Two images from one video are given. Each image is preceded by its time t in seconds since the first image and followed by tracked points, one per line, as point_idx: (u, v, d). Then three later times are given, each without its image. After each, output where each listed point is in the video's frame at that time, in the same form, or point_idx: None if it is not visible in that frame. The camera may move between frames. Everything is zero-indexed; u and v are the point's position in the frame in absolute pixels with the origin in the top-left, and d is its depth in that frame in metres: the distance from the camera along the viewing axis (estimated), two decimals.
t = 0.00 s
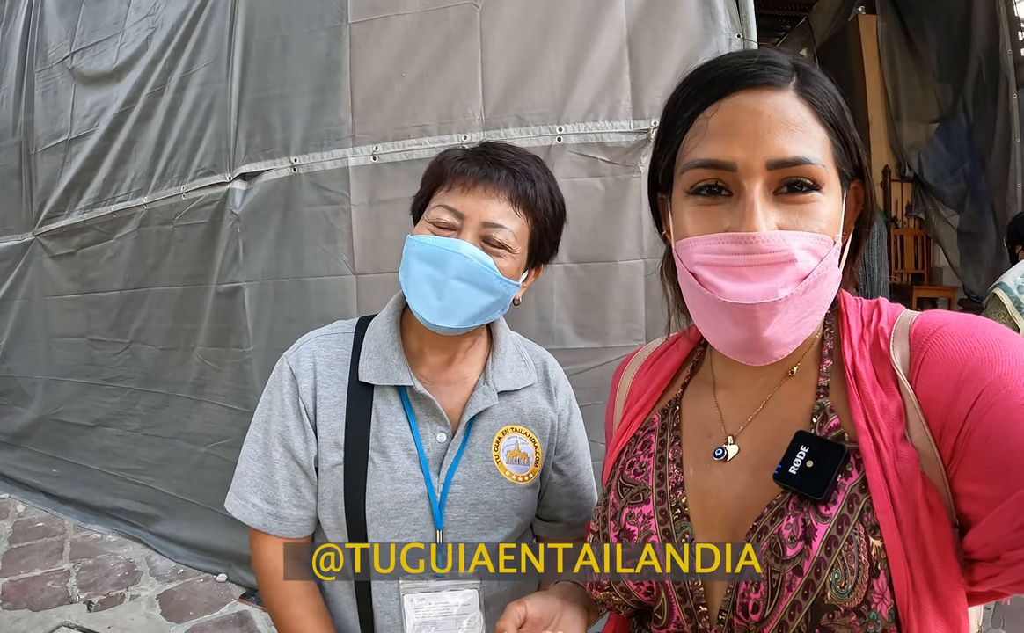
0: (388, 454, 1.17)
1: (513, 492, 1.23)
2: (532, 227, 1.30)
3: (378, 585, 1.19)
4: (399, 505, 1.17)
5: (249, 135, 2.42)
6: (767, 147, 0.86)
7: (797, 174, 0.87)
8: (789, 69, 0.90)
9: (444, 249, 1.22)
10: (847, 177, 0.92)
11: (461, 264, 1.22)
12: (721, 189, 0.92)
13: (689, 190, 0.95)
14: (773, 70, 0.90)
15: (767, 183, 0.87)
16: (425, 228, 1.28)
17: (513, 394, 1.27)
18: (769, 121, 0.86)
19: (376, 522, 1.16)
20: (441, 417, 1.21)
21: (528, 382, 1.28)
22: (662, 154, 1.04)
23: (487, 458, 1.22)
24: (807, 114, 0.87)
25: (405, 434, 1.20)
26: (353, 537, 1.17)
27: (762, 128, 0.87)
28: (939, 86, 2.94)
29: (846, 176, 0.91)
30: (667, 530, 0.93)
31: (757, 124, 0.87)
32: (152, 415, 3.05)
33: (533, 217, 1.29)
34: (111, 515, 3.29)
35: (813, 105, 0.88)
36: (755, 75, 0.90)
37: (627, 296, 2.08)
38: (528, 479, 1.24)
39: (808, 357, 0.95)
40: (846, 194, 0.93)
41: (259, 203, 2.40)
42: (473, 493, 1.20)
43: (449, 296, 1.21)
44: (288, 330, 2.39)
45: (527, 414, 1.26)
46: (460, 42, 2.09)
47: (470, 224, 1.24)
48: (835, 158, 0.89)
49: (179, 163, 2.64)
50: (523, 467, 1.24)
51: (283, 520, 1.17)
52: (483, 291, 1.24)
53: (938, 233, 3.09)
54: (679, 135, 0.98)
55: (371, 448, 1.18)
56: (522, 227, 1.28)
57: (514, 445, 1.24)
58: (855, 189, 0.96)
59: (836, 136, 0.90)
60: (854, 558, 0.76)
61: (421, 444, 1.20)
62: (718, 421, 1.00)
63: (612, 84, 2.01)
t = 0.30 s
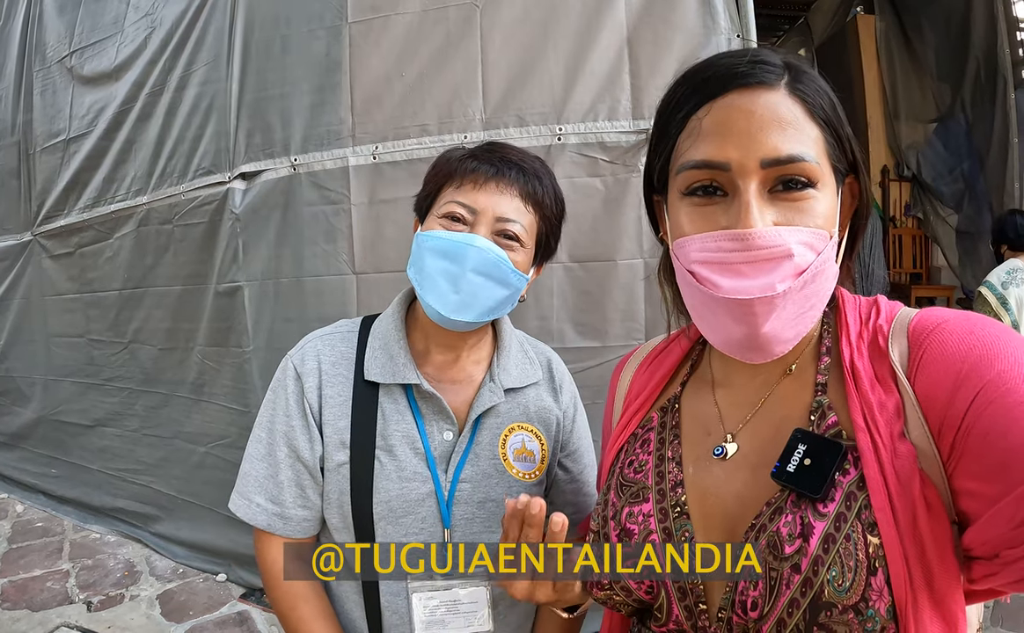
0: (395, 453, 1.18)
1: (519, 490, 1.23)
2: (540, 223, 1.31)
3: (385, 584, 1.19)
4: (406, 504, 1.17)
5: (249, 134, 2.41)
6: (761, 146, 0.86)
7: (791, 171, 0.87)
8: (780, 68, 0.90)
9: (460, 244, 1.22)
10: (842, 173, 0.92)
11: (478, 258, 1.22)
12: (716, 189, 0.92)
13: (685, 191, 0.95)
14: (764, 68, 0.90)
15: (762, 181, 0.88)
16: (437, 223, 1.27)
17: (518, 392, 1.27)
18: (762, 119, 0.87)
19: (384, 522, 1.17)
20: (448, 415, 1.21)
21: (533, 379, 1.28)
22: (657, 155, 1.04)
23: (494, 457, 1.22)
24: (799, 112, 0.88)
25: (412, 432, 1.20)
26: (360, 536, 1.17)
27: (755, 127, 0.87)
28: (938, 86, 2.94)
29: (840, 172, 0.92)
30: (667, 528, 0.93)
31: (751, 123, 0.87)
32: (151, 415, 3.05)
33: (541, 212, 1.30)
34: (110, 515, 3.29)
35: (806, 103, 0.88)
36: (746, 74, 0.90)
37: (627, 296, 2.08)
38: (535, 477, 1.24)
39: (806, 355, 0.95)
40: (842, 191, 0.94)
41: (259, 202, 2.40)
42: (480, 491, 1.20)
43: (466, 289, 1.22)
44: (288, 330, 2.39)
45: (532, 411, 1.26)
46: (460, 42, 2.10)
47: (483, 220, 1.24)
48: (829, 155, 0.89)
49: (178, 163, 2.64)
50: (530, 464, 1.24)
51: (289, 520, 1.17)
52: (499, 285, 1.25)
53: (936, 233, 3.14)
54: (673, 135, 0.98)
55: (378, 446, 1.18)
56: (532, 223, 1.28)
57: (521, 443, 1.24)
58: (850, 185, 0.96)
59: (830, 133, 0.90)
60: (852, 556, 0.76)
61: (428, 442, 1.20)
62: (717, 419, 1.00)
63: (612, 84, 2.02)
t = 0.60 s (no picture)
0: (395, 451, 1.18)
1: (520, 489, 1.23)
2: (540, 220, 1.32)
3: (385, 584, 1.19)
4: (406, 503, 1.17)
5: (247, 134, 2.41)
6: (764, 154, 0.86)
7: (795, 179, 0.87)
8: (780, 71, 0.89)
9: (460, 241, 1.22)
10: (843, 174, 0.92)
11: (478, 255, 1.22)
12: (718, 197, 0.92)
13: (686, 199, 0.94)
14: (765, 72, 0.89)
15: (765, 190, 0.88)
16: (435, 220, 1.27)
17: (519, 390, 1.27)
18: (764, 127, 0.86)
19: (384, 521, 1.16)
20: (449, 414, 1.21)
21: (534, 377, 1.28)
22: (654, 158, 1.03)
23: (495, 455, 1.22)
24: (802, 117, 0.87)
25: (412, 431, 1.20)
26: (361, 536, 1.17)
27: (758, 134, 0.86)
28: (936, 85, 2.96)
29: (842, 173, 0.92)
30: (669, 528, 0.93)
31: (753, 131, 0.86)
32: (149, 415, 3.04)
33: (541, 209, 1.30)
34: (108, 515, 3.28)
35: (807, 107, 0.88)
36: (747, 78, 0.89)
37: (626, 295, 2.08)
38: (535, 476, 1.24)
39: (808, 353, 0.95)
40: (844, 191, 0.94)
41: (257, 202, 2.39)
42: (481, 490, 1.20)
43: (467, 286, 1.21)
44: (286, 330, 2.39)
45: (533, 410, 1.26)
46: (459, 41, 2.09)
47: (482, 217, 1.24)
48: (831, 159, 0.89)
49: (176, 163, 2.64)
50: (530, 463, 1.24)
51: (289, 520, 1.17)
52: (499, 282, 1.25)
53: (934, 232, 3.10)
54: (671, 140, 0.97)
55: (379, 445, 1.18)
56: (532, 220, 1.28)
57: (522, 441, 1.24)
58: (852, 183, 0.96)
59: (831, 134, 0.90)
60: (856, 555, 0.76)
61: (429, 441, 1.20)
62: (719, 418, 1.00)
63: (610, 84, 2.02)
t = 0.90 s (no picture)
0: (396, 451, 1.18)
1: (521, 489, 1.23)
2: (541, 218, 1.31)
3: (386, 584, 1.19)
4: (407, 503, 1.17)
5: (246, 134, 2.41)
6: (765, 149, 0.86)
7: (795, 174, 0.87)
8: (783, 66, 0.90)
9: (459, 239, 1.22)
10: (844, 173, 0.92)
11: (477, 254, 1.22)
12: (717, 192, 0.92)
13: (686, 193, 0.95)
14: (767, 67, 0.89)
15: (765, 185, 0.88)
16: (437, 219, 1.28)
17: (519, 390, 1.27)
18: (764, 122, 0.86)
19: (385, 520, 1.16)
20: (449, 414, 1.21)
21: (534, 377, 1.28)
22: (655, 153, 1.03)
23: (495, 455, 1.22)
24: (803, 113, 0.88)
25: (413, 431, 1.20)
26: (362, 537, 1.17)
27: (759, 129, 0.87)
28: (933, 84, 2.98)
29: (842, 171, 0.92)
30: (670, 530, 0.94)
31: (754, 125, 0.87)
32: (148, 415, 3.04)
33: (541, 208, 1.30)
34: (106, 515, 3.28)
35: (809, 103, 0.88)
36: (750, 73, 0.89)
37: (624, 294, 2.08)
38: (535, 476, 1.24)
39: (807, 354, 0.95)
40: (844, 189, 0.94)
41: (256, 202, 2.39)
42: (481, 490, 1.20)
43: (465, 286, 1.22)
44: (285, 330, 2.39)
45: (533, 410, 1.26)
46: (458, 41, 2.10)
47: (483, 215, 1.24)
48: (831, 156, 0.89)
49: (175, 162, 2.63)
50: (531, 463, 1.24)
51: (291, 519, 1.17)
52: (498, 282, 1.25)
53: (932, 231, 3.10)
54: (672, 135, 0.98)
55: (379, 445, 1.18)
56: (533, 219, 1.29)
57: (522, 442, 1.24)
58: (852, 182, 0.96)
59: (832, 132, 0.90)
60: (857, 556, 0.76)
61: (429, 442, 1.20)
62: (719, 419, 1.00)
63: (609, 84, 2.02)
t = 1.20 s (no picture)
0: (399, 449, 1.18)
1: (523, 487, 1.23)
2: (543, 216, 1.32)
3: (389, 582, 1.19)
4: (410, 501, 1.17)
5: (245, 133, 2.41)
6: (766, 133, 0.87)
7: (795, 160, 0.88)
8: (785, 58, 0.91)
9: (464, 237, 1.23)
10: (845, 167, 0.93)
11: (482, 251, 1.23)
12: (718, 178, 0.93)
13: (687, 179, 0.95)
14: (770, 58, 0.91)
15: (765, 170, 0.88)
16: (440, 216, 1.28)
17: (521, 388, 1.27)
18: (766, 108, 0.87)
19: (388, 518, 1.17)
20: (452, 413, 1.22)
21: (536, 375, 1.29)
22: (659, 145, 1.05)
23: (497, 454, 1.22)
24: (804, 101, 0.89)
25: (415, 430, 1.20)
26: (366, 536, 1.17)
27: (760, 114, 0.87)
28: (930, 84, 2.99)
29: (844, 166, 0.93)
30: (670, 528, 0.94)
31: (755, 110, 0.87)
32: (147, 415, 3.04)
33: (545, 206, 1.31)
34: (106, 515, 3.28)
35: (811, 94, 0.89)
36: (751, 63, 0.91)
37: (624, 293, 2.09)
38: (538, 473, 1.25)
39: (809, 351, 0.96)
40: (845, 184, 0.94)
41: (256, 201, 2.39)
42: (483, 487, 1.20)
43: (471, 282, 1.21)
44: (285, 329, 2.39)
45: (535, 407, 1.27)
46: (458, 40, 2.10)
47: (487, 212, 1.24)
48: (832, 146, 0.90)
49: (175, 162, 2.63)
50: (533, 461, 1.24)
51: (295, 518, 1.17)
52: (503, 278, 1.26)
53: (930, 231, 3.12)
54: (676, 124, 0.99)
55: (382, 444, 1.18)
56: (536, 216, 1.29)
57: (524, 440, 1.25)
58: (854, 179, 0.97)
59: (833, 124, 0.91)
60: (857, 554, 0.77)
61: (432, 440, 1.20)
62: (720, 417, 1.01)
63: (609, 83, 2.02)
